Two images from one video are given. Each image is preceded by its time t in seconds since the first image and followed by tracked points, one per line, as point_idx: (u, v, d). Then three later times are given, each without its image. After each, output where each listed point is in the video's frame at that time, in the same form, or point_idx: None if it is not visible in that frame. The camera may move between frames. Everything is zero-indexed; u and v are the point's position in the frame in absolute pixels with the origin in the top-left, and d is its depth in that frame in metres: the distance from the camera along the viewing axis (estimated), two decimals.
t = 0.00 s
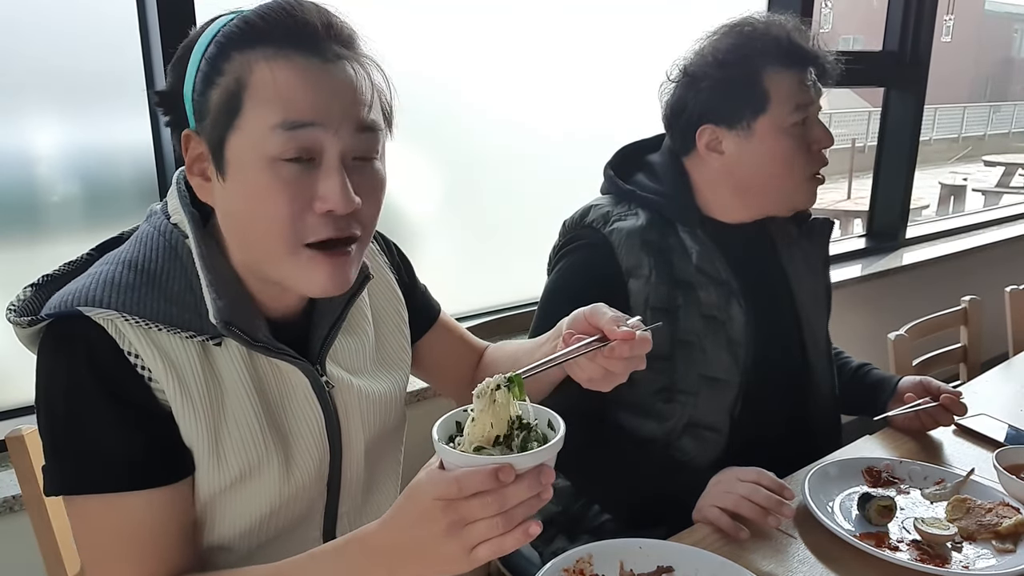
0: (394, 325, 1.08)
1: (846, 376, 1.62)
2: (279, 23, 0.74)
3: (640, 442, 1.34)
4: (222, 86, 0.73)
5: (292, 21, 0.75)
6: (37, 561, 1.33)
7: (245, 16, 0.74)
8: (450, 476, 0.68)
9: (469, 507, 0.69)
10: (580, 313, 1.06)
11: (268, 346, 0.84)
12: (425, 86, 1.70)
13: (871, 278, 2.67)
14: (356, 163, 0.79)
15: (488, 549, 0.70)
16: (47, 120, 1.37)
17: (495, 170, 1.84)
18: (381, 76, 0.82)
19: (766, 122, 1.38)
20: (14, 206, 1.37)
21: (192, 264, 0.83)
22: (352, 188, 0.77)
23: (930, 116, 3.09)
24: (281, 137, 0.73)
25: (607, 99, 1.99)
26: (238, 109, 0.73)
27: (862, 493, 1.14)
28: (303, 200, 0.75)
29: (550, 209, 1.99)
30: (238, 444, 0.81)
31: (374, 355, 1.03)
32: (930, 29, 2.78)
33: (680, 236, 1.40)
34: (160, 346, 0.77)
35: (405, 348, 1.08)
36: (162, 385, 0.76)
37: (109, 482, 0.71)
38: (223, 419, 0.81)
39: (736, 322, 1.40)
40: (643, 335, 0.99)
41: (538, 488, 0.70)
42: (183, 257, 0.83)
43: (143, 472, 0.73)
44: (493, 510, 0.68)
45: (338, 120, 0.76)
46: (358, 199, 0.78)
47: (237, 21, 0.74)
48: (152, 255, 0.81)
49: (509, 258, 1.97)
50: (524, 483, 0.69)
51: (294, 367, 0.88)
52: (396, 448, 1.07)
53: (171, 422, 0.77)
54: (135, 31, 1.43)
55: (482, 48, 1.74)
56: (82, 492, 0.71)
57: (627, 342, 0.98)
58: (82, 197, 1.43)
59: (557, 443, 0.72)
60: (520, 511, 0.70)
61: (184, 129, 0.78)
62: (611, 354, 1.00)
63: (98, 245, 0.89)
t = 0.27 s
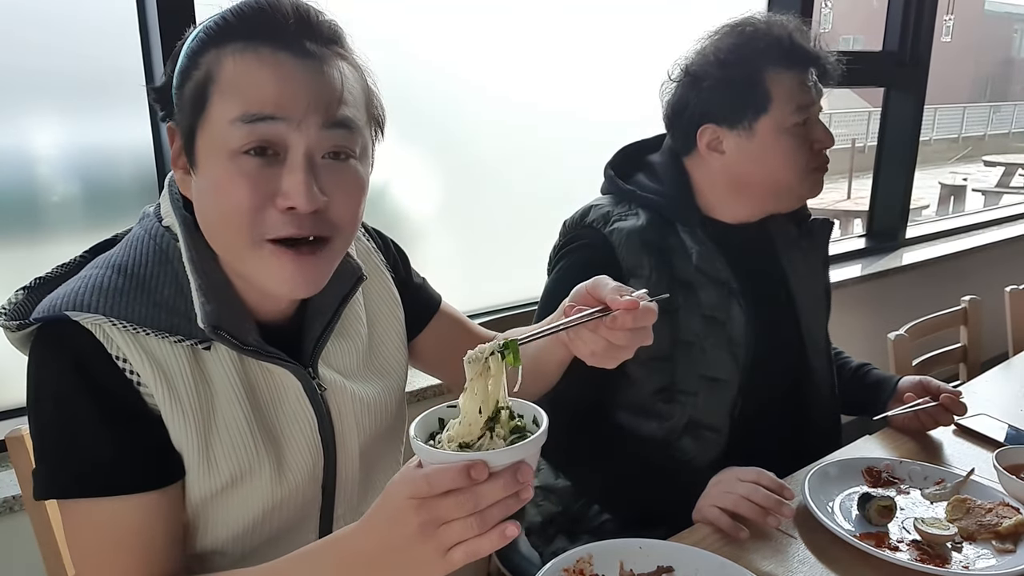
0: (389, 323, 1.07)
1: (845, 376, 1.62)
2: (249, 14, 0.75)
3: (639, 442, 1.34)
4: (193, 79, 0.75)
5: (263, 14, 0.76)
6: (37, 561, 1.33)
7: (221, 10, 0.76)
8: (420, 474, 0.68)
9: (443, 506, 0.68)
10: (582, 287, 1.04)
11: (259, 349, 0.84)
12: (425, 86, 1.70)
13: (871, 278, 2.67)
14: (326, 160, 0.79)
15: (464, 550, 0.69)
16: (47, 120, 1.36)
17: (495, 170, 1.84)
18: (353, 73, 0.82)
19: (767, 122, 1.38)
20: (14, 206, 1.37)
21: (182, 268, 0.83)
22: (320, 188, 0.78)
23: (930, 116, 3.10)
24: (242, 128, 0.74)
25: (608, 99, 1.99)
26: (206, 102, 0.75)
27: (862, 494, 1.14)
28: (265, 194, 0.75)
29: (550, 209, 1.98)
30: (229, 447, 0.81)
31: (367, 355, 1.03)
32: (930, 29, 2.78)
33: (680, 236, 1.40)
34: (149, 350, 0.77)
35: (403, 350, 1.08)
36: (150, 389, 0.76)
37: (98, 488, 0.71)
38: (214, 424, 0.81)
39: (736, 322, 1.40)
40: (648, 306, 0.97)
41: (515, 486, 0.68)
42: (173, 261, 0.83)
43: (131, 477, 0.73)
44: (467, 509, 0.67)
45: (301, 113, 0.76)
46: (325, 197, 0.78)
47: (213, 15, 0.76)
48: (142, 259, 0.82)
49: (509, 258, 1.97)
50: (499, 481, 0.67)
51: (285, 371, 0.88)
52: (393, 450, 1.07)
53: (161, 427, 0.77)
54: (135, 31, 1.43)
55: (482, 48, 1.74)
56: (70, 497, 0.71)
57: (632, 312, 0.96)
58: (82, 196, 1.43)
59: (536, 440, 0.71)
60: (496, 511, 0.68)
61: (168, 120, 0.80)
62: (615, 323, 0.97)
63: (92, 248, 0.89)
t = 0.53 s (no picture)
0: (389, 323, 1.07)
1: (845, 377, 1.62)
2: (242, 16, 0.75)
3: (639, 442, 1.34)
4: (186, 81, 0.75)
5: (257, 16, 0.75)
6: (37, 561, 1.33)
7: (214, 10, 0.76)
8: (412, 485, 0.68)
9: (436, 520, 0.67)
10: (593, 264, 1.04)
11: (257, 353, 0.84)
12: (425, 86, 1.70)
13: (871, 278, 2.67)
14: (319, 164, 0.79)
15: (455, 564, 0.69)
16: (47, 120, 1.36)
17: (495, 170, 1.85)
18: (349, 73, 0.82)
19: (768, 122, 1.39)
20: (14, 206, 1.37)
21: (181, 271, 0.83)
22: (313, 193, 0.78)
23: (930, 116, 3.10)
24: (235, 135, 0.74)
25: (608, 99, 1.99)
26: (199, 106, 0.75)
27: (862, 493, 1.15)
28: (258, 199, 0.76)
29: (550, 209, 1.99)
30: (227, 452, 0.81)
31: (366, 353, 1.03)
32: (930, 29, 2.78)
33: (680, 237, 1.41)
34: (146, 355, 0.77)
35: (403, 351, 1.08)
36: (147, 394, 0.77)
37: (92, 493, 0.72)
38: (212, 429, 0.81)
39: (736, 322, 1.40)
40: (659, 281, 0.96)
41: (509, 502, 0.68)
42: (172, 264, 0.83)
43: (126, 482, 0.74)
44: (459, 523, 0.67)
45: (294, 119, 0.76)
46: (318, 201, 0.79)
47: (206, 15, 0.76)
48: (140, 263, 0.81)
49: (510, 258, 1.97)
50: (493, 496, 0.67)
51: (284, 374, 0.88)
52: (394, 451, 1.08)
53: (157, 431, 0.78)
54: (135, 30, 1.43)
55: (483, 48, 1.75)
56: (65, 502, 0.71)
57: (641, 287, 0.95)
58: (82, 196, 1.43)
59: (534, 456, 0.70)
60: (489, 526, 0.68)
61: (162, 120, 0.80)
62: (624, 299, 0.96)
63: (91, 249, 0.90)
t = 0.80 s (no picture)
0: (390, 324, 1.07)
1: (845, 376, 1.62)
2: (252, 27, 0.74)
3: (639, 442, 1.34)
4: (193, 91, 0.74)
5: (268, 28, 0.74)
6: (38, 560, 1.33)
7: (221, 17, 0.75)
8: (411, 496, 0.68)
9: (435, 530, 0.67)
10: (593, 246, 1.03)
11: (258, 356, 0.84)
12: (425, 86, 1.70)
13: (871, 278, 2.67)
14: (331, 178, 0.79)
15: None
16: (47, 120, 1.37)
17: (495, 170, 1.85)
18: (356, 82, 0.81)
19: (769, 123, 1.39)
20: (14, 206, 1.37)
21: (181, 273, 0.83)
22: (323, 208, 0.78)
23: (930, 116, 3.10)
24: (249, 151, 0.73)
25: (608, 98, 1.99)
26: (209, 117, 0.74)
27: (862, 493, 1.15)
28: (270, 215, 0.76)
29: (550, 209, 1.99)
30: (227, 455, 0.81)
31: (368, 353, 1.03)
32: (930, 29, 2.78)
33: (680, 237, 1.41)
34: (146, 358, 0.77)
35: (404, 351, 1.08)
36: (147, 398, 0.76)
37: (91, 496, 0.72)
38: (212, 432, 0.81)
39: (736, 322, 1.40)
40: (660, 260, 0.96)
41: (510, 513, 0.67)
42: (172, 266, 0.83)
43: (125, 486, 0.74)
44: (458, 534, 0.67)
45: (308, 135, 0.75)
46: (327, 215, 0.79)
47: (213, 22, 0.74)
48: (140, 265, 0.81)
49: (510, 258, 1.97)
50: (493, 507, 0.66)
51: (285, 377, 0.88)
52: (396, 453, 1.07)
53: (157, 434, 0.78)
54: (135, 30, 1.44)
55: (483, 48, 1.74)
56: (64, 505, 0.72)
57: (643, 265, 0.94)
58: (82, 196, 1.43)
59: (534, 466, 0.69)
60: (490, 538, 0.68)
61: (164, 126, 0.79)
62: (626, 278, 0.95)
63: (92, 250, 0.90)
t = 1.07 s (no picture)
0: (390, 326, 1.06)
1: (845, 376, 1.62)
2: (267, 45, 0.71)
3: (639, 442, 1.34)
4: (207, 113, 0.71)
5: (284, 47, 0.72)
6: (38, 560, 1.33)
7: (233, 32, 0.71)
8: (406, 513, 0.67)
9: (431, 546, 0.67)
10: (594, 237, 1.02)
11: (257, 358, 0.84)
12: (425, 86, 1.70)
13: (871, 278, 2.67)
14: (351, 197, 0.76)
15: None
16: (46, 121, 1.37)
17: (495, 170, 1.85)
18: (371, 96, 0.78)
19: (768, 122, 1.39)
20: (13, 206, 1.37)
21: (178, 276, 0.83)
22: (343, 223, 0.75)
23: (930, 116, 3.10)
24: (272, 179, 0.71)
25: (608, 98, 1.99)
26: (226, 142, 0.71)
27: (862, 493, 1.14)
28: (290, 238, 0.73)
29: (550, 209, 1.99)
30: (225, 460, 0.82)
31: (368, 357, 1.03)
32: (930, 29, 2.78)
33: (680, 236, 1.41)
34: (143, 362, 0.77)
35: (404, 351, 1.08)
36: (144, 402, 0.77)
37: (87, 502, 0.73)
38: (210, 437, 0.81)
39: (736, 321, 1.40)
40: (663, 248, 0.95)
41: (506, 531, 0.67)
42: (169, 269, 0.83)
43: (122, 491, 0.74)
44: (454, 551, 0.66)
45: (331, 160, 0.72)
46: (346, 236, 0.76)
47: (224, 37, 0.71)
48: (137, 268, 0.81)
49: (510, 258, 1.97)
50: (489, 526, 0.66)
51: (283, 379, 0.88)
52: (396, 455, 1.07)
53: (155, 439, 0.78)
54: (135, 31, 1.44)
55: (482, 47, 1.74)
56: (61, 510, 0.72)
57: (647, 255, 0.94)
58: (82, 197, 1.43)
59: (531, 483, 0.69)
60: (487, 554, 0.67)
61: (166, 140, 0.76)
62: (629, 268, 0.95)
63: (89, 251, 0.90)
